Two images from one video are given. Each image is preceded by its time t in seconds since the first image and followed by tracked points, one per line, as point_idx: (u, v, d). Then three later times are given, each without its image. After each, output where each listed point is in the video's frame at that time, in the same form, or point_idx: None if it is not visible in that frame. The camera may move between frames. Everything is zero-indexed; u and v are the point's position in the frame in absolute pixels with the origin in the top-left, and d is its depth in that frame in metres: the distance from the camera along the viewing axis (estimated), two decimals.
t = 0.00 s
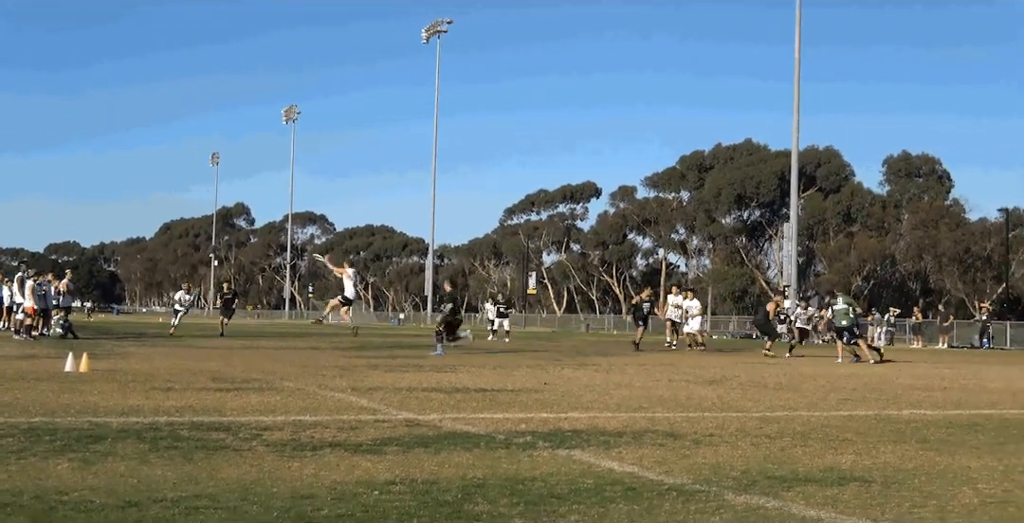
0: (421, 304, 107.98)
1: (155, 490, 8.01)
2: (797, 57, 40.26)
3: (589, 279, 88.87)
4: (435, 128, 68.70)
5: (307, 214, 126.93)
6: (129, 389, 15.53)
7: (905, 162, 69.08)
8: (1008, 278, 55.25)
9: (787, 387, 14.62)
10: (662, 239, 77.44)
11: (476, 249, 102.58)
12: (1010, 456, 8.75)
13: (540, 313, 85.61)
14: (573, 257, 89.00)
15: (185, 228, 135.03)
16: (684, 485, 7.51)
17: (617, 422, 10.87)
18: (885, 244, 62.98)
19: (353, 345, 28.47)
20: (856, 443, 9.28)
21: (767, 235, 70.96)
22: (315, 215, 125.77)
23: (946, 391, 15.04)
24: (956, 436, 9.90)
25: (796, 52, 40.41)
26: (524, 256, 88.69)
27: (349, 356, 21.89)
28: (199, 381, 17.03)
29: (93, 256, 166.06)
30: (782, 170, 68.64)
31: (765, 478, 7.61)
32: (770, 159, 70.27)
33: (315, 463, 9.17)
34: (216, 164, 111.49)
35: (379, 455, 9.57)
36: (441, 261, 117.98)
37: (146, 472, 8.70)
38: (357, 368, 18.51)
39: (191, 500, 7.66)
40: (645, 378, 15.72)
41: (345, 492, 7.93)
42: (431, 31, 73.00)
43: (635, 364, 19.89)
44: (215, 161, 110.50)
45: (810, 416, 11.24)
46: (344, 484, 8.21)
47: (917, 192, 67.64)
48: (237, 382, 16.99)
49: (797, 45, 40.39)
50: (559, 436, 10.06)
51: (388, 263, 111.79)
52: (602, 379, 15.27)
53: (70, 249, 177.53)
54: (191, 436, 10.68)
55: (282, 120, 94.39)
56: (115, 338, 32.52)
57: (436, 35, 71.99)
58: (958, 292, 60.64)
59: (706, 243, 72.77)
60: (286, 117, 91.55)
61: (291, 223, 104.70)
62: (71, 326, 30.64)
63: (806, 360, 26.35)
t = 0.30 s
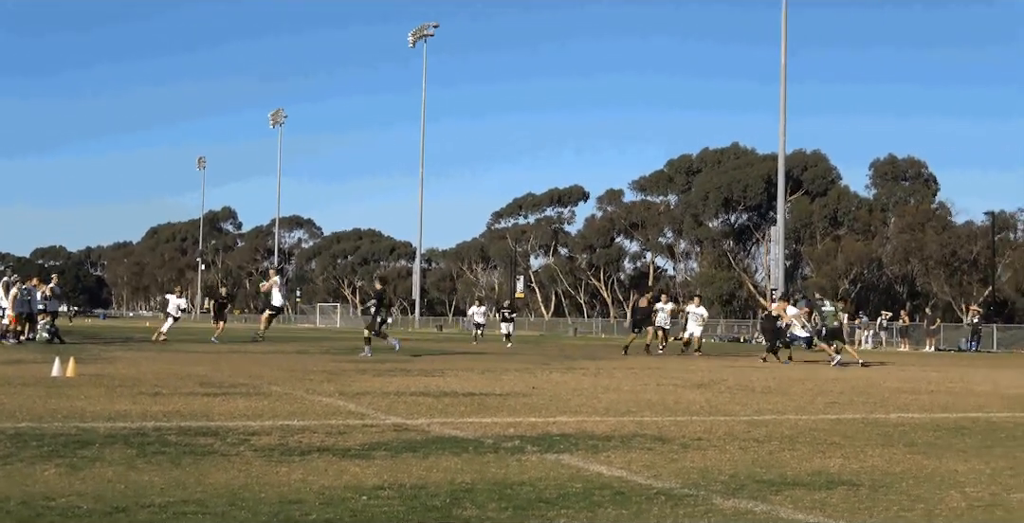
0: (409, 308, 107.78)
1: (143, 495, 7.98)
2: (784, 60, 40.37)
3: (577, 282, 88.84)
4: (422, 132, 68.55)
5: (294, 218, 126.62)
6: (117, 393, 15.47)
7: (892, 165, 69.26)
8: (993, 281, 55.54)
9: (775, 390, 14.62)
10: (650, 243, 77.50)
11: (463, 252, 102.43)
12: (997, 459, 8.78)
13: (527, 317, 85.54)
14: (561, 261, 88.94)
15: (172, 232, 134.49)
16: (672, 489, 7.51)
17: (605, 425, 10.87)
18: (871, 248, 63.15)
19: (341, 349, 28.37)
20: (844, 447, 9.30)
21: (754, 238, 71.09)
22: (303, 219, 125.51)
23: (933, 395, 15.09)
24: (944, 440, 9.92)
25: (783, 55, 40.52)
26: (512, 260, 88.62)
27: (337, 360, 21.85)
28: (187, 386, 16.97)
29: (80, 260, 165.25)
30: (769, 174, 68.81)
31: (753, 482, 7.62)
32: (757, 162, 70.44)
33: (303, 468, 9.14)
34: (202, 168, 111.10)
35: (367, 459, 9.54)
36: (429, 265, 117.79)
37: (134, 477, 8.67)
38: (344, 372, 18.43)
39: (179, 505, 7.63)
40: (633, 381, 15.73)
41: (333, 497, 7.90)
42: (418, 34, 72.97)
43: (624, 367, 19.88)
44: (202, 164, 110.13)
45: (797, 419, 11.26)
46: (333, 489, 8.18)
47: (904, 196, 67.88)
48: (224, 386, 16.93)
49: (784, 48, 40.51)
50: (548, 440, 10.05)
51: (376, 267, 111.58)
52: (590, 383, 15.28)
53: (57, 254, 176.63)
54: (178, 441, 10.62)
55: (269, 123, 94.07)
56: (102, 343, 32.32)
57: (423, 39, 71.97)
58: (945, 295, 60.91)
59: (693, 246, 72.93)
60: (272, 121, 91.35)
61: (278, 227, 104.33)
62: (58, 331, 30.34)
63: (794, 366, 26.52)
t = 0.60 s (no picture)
0: (400, 315, 107.69)
1: (136, 503, 7.96)
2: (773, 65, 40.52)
3: (569, 288, 88.90)
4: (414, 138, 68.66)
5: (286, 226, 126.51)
6: (109, 402, 15.43)
7: (882, 170, 69.49)
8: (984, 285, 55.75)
9: (767, 396, 14.67)
10: (642, 248, 77.59)
11: (455, 259, 102.39)
12: (989, 463, 8.82)
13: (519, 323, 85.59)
14: (552, 266, 88.94)
15: (163, 239, 134.16)
16: (666, 496, 7.51)
17: (598, 432, 10.88)
18: (863, 252, 63.34)
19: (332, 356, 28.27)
20: (836, 452, 9.32)
21: (745, 243, 71.22)
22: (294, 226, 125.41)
23: (925, 399, 15.15)
24: (936, 444, 9.96)
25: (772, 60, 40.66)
26: (504, 266, 88.71)
27: (329, 367, 21.83)
28: (180, 394, 16.95)
29: (71, 268, 164.80)
30: (760, 179, 68.98)
31: (747, 488, 7.63)
32: (748, 167, 70.59)
33: (296, 477, 9.13)
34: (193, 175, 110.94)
35: (360, 467, 9.52)
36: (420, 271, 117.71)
37: (127, 486, 8.64)
38: (337, 379, 18.42)
39: (173, 514, 7.60)
40: (626, 387, 15.75)
41: (326, 505, 7.88)
42: (408, 41, 73.02)
43: (616, 373, 19.90)
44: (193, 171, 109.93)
45: (790, 425, 11.28)
46: (326, 498, 8.16)
47: (894, 200, 68.11)
48: (217, 394, 16.91)
49: (773, 52, 40.66)
50: (540, 446, 10.05)
51: (367, 274, 111.47)
52: (582, 389, 15.30)
53: (48, 262, 176.14)
54: (171, 449, 10.60)
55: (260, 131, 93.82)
56: (93, 351, 32.21)
57: (413, 46, 72.07)
58: (936, 299, 61.12)
59: (685, 251, 73.04)
60: (263, 128, 91.30)
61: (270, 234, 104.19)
62: (48, 339, 30.07)
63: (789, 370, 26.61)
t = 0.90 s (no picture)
0: (397, 323, 107.61)
1: (133, 512, 7.94)
2: (771, 75, 40.62)
3: (566, 297, 88.85)
4: (410, 146, 68.66)
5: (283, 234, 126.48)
6: (105, 410, 15.40)
7: (880, 181, 69.60)
8: (981, 295, 55.82)
9: (764, 405, 14.68)
10: (639, 257, 77.55)
11: (452, 267, 102.34)
12: (987, 474, 8.82)
13: (516, 332, 85.53)
14: (550, 275, 88.94)
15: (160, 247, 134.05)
16: (662, 505, 7.51)
17: (595, 441, 10.88)
18: (860, 262, 63.39)
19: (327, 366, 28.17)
20: (834, 462, 9.31)
21: (743, 253, 71.26)
22: (292, 234, 125.37)
23: (923, 409, 15.16)
24: (934, 454, 9.96)
25: (770, 70, 40.79)
26: (501, 275, 88.70)
27: (327, 376, 21.83)
28: (176, 402, 16.91)
29: (68, 276, 164.57)
30: (757, 188, 69.09)
31: (744, 497, 7.63)
32: (745, 177, 70.67)
33: (293, 485, 9.12)
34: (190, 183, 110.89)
35: (357, 476, 9.53)
36: (417, 280, 117.66)
37: (123, 494, 8.63)
38: (334, 388, 18.39)
39: None
40: (623, 397, 15.75)
41: (323, 514, 7.86)
42: (406, 50, 73.13)
43: (613, 383, 19.90)
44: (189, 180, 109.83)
45: (788, 434, 11.28)
46: (323, 507, 8.14)
47: (892, 210, 68.24)
48: (213, 402, 16.89)
49: (772, 62, 40.79)
50: (538, 456, 10.03)
51: (364, 282, 111.37)
52: (580, 398, 15.29)
53: (45, 269, 175.94)
54: (167, 458, 10.58)
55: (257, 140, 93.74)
56: (89, 359, 32.14)
57: (411, 54, 72.20)
58: (933, 309, 61.18)
59: (682, 261, 73.10)
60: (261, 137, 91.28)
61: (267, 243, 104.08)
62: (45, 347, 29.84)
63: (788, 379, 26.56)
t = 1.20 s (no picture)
0: (400, 331, 107.62)
1: (137, 520, 7.93)
2: (773, 84, 40.65)
3: (568, 305, 88.86)
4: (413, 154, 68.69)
5: (286, 242, 126.60)
6: (108, 418, 15.42)
7: (883, 188, 69.58)
8: (983, 301, 55.79)
9: (766, 413, 14.66)
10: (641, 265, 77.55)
11: (454, 275, 102.35)
12: (990, 481, 8.81)
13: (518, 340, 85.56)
14: (552, 283, 88.95)
15: (163, 255, 134.12)
16: (665, 513, 7.51)
17: (598, 448, 10.88)
18: (863, 269, 63.39)
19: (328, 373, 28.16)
20: (837, 469, 9.31)
21: (745, 260, 71.26)
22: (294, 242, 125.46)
23: (926, 416, 15.15)
24: (937, 462, 9.94)
25: (771, 79, 40.84)
26: (503, 283, 88.75)
27: (329, 383, 21.84)
28: (178, 410, 16.91)
29: (71, 284, 164.69)
30: (760, 196, 69.15)
31: (747, 505, 7.63)
32: (747, 185, 70.70)
33: (296, 492, 9.13)
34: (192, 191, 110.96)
35: (359, 483, 9.53)
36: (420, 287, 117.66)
37: (126, 502, 8.62)
38: (336, 395, 18.40)
39: None
40: (625, 404, 15.76)
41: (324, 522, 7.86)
42: (408, 58, 73.28)
43: (616, 390, 19.90)
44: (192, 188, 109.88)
45: (790, 442, 11.28)
46: (325, 514, 8.13)
47: (894, 217, 68.31)
48: (216, 410, 16.90)
49: (773, 70, 40.86)
50: (540, 463, 10.04)
51: (367, 290, 111.43)
52: (581, 406, 15.29)
53: (47, 276, 176.00)
54: (169, 466, 10.58)
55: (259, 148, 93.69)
56: (92, 368, 32.13)
57: (413, 62, 72.34)
58: (935, 317, 61.16)
59: (685, 268, 73.13)
60: (264, 145, 91.35)
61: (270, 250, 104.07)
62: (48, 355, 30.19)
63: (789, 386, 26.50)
